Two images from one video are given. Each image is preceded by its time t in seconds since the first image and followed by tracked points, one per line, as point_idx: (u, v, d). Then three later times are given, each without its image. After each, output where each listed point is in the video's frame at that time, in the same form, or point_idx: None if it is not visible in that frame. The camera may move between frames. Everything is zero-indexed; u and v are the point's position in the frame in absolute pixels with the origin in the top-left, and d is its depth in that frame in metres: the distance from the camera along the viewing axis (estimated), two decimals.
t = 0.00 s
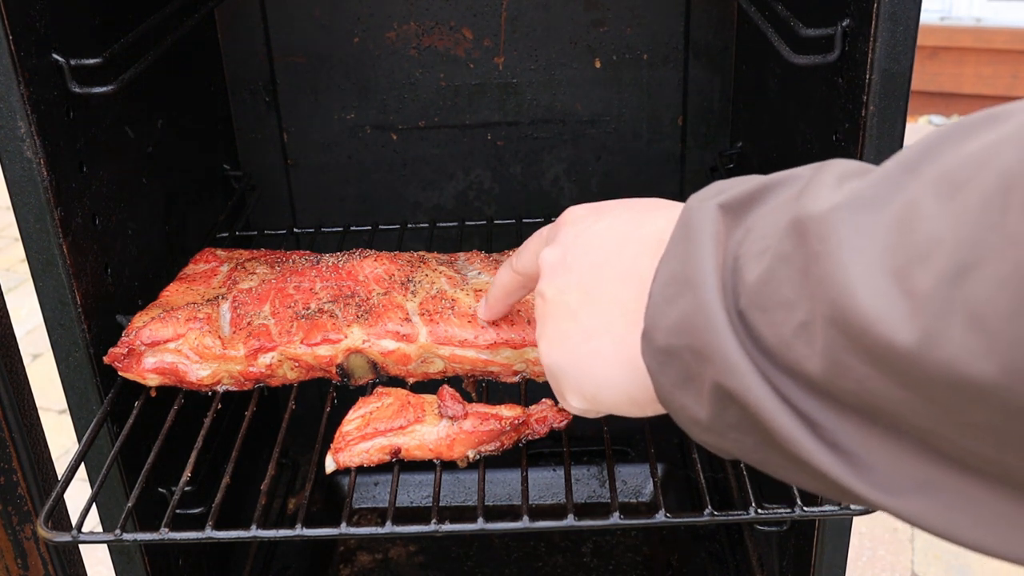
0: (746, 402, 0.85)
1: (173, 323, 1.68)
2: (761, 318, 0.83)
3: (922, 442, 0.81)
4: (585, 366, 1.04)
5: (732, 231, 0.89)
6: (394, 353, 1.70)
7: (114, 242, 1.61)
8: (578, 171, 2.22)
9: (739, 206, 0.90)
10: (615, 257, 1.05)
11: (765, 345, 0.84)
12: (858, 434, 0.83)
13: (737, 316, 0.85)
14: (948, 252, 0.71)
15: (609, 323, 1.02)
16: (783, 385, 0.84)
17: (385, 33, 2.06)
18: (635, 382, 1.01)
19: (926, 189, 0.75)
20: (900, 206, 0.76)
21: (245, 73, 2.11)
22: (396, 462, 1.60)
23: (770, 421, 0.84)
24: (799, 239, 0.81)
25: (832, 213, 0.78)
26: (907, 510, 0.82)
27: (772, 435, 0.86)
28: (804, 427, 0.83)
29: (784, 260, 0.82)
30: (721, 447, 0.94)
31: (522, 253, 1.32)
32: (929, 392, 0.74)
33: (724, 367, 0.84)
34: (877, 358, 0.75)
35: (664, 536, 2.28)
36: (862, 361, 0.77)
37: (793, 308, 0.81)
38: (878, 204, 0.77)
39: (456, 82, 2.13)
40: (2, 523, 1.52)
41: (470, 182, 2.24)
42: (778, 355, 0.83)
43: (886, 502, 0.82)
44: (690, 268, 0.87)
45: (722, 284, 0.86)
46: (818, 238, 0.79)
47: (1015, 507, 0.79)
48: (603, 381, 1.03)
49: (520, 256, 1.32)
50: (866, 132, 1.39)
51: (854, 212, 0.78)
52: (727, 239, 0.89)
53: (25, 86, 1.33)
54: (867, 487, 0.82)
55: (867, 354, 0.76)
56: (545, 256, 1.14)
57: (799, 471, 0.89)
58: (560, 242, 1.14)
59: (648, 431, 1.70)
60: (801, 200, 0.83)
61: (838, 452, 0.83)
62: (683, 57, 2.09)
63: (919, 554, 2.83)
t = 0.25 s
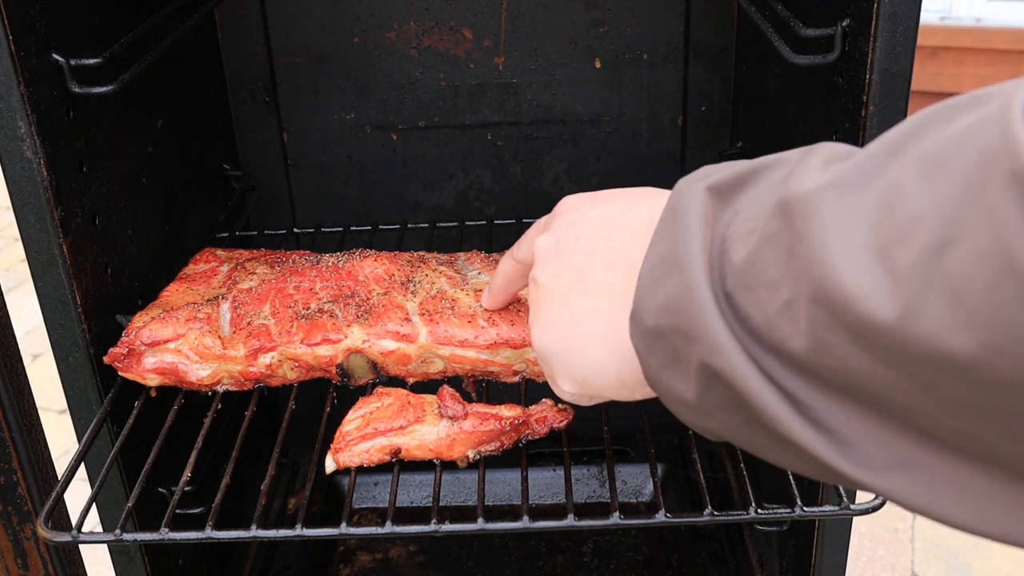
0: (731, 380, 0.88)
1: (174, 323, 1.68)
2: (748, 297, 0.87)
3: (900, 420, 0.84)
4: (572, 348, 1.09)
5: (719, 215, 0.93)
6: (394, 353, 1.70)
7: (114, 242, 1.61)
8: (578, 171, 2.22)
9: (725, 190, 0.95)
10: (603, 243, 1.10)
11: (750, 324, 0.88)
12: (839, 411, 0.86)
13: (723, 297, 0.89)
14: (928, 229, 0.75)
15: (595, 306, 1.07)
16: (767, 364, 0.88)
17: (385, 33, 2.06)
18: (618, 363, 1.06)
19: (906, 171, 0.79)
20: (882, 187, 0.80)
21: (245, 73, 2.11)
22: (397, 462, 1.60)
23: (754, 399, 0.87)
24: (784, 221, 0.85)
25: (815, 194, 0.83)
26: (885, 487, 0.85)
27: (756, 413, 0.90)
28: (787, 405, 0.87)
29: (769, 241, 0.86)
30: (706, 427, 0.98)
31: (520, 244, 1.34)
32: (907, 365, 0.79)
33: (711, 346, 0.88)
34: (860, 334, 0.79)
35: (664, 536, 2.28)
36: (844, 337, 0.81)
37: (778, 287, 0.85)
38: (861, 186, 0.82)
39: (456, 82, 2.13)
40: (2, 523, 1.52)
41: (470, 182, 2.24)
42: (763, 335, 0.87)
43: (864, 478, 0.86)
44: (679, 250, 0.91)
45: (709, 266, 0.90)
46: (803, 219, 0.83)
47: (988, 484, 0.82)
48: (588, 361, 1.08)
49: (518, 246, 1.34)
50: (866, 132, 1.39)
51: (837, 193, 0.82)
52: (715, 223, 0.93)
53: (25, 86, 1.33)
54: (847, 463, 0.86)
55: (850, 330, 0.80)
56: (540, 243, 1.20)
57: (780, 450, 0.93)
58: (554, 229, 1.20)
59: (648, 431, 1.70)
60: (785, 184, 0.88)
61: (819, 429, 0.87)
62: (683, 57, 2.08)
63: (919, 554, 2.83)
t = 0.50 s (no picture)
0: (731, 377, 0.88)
1: (174, 323, 1.68)
2: (747, 294, 0.87)
3: (900, 414, 0.85)
4: (570, 346, 1.10)
5: (716, 211, 0.94)
6: (394, 353, 1.70)
7: (114, 241, 1.61)
8: (578, 171, 2.22)
9: (724, 188, 0.95)
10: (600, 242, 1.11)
11: (750, 321, 0.88)
12: (840, 407, 0.87)
13: (722, 293, 0.89)
14: (927, 224, 0.75)
15: (592, 305, 1.08)
16: (767, 360, 0.88)
17: (385, 33, 2.06)
18: (614, 360, 1.06)
19: (906, 166, 0.79)
20: (882, 181, 0.80)
21: (245, 73, 2.11)
22: (397, 462, 1.60)
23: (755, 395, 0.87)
24: (783, 216, 0.85)
25: (815, 189, 0.83)
26: (887, 482, 0.85)
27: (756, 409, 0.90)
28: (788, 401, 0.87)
29: (768, 237, 0.86)
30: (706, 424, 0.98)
31: (519, 248, 1.34)
32: (908, 360, 0.79)
33: (710, 343, 0.88)
34: (861, 330, 0.79)
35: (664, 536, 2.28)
36: (845, 332, 0.81)
37: (777, 283, 0.85)
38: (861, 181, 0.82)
39: (456, 82, 2.13)
40: (2, 523, 1.52)
41: (470, 182, 2.24)
42: (764, 332, 0.87)
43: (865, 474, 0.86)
44: (677, 247, 0.91)
45: (708, 262, 0.90)
46: (802, 214, 0.83)
47: (989, 478, 0.82)
48: (585, 359, 1.08)
49: (518, 250, 1.34)
50: (866, 132, 1.39)
51: (836, 187, 0.82)
52: (714, 220, 0.93)
53: (25, 86, 1.33)
54: (848, 458, 0.86)
55: (851, 326, 0.80)
56: (538, 243, 1.21)
57: (781, 444, 0.93)
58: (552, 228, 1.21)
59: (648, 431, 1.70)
60: (782, 179, 0.88)
61: (820, 425, 0.87)
62: (683, 57, 2.09)
63: (919, 554, 2.83)
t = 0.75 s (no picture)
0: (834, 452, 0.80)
1: (174, 323, 1.68)
2: (854, 366, 0.78)
3: None
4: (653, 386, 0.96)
5: (813, 262, 0.82)
6: (394, 353, 1.70)
7: (114, 241, 1.61)
8: (578, 171, 2.22)
9: (825, 235, 0.83)
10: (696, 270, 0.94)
11: (856, 393, 0.79)
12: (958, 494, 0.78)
13: (824, 363, 0.79)
14: None
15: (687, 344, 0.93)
16: (877, 441, 0.79)
17: (385, 33, 2.06)
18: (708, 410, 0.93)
19: None
20: (1016, 255, 0.70)
21: (245, 73, 2.11)
22: (397, 462, 1.60)
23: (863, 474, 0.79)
24: (899, 286, 0.75)
25: (936, 261, 0.72)
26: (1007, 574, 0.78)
27: (858, 484, 0.82)
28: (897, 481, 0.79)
29: (881, 307, 0.76)
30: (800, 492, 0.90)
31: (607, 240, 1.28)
32: None
33: (813, 422, 0.80)
34: (992, 424, 0.71)
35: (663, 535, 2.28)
36: (971, 425, 0.72)
37: (893, 361, 0.76)
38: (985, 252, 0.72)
39: (456, 82, 2.13)
40: (2, 523, 1.52)
41: (470, 182, 2.24)
42: (874, 407, 0.78)
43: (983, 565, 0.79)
44: (772, 309, 0.80)
45: (810, 329, 0.80)
46: (921, 289, 0.73)
47: None
48: (673, 403, 0.95)
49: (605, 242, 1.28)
50: (866, 132, 1.39)
51: (961, 261, 0.72)
52: (816, 274, 0.81)
53: (25, 86, 1.33)
54: (967, 548, 0.79)
55: (978, 419, 0.71)
56: (618, 260, 1.04)
57: (875, 516, 0.85)
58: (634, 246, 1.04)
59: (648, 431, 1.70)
60: (896, 236, 0.77)
61: (929, 505, 0.79)
62: (684, 57, 2.09)
63: (919, 555, 2.83)
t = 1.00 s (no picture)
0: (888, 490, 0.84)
1: (174, 323, 1.68)
2: (905, 406, 0.83)
3: None
4: (691, 412, 1.06)
5: (865, 307, 0.88)
6: (394, 353, 1.70)
7: (114, 241, 1.61)
8: (578, 171, 2.22)
9: (874, 282, 0.89)
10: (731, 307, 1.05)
11: (909, 433, 0.83)
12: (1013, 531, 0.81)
13: (876, 401, 0.85)
14: None
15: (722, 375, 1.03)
16: (929, 477, 0.83)
17: (385, 33, 2.06)
18: (745, 443, 1.02)
19: None
20: None
21: (245, 73, 2.11)
22: (397, 462, 1.60)
23: (916, 513, 0.83)
24: (947, 329, 0.80)
25: (986, 307, 0.77)
26: None
27: (914, 522, 0.86)
28: (953, 520, 0.82)
29: (930, 348, 0.81)
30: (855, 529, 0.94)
31: (654, 265, 1.38)
32: None
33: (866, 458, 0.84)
34: None
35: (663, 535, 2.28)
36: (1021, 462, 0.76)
37: (942, 399, 0.80)
38: None
39: (456, 82, 2.13)
40: (2, 523, 1.52)
41: (470, 182, 2.24)
42: (926, 445, 0.82)
43: None
44: (824, 350, 0.87)
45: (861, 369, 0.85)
46: (968, 333, 0.78)
47: None
48: (708, 432, 1.04)
49: (651, 268, 1.38)
50: (866, 132, 1.39)
51: (1006, 305, 0.76)
52: (865, 318, 0.87)
53: (25, 86, 1.33)
54: None
55: None
56: (666, 292, 1.15)
57: (934, 558, 0.89)
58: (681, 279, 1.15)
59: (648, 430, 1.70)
60: (943, 283, 0.82)
61: (984, 544, 0.82)
62: (683, 57, 2.09)
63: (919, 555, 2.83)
